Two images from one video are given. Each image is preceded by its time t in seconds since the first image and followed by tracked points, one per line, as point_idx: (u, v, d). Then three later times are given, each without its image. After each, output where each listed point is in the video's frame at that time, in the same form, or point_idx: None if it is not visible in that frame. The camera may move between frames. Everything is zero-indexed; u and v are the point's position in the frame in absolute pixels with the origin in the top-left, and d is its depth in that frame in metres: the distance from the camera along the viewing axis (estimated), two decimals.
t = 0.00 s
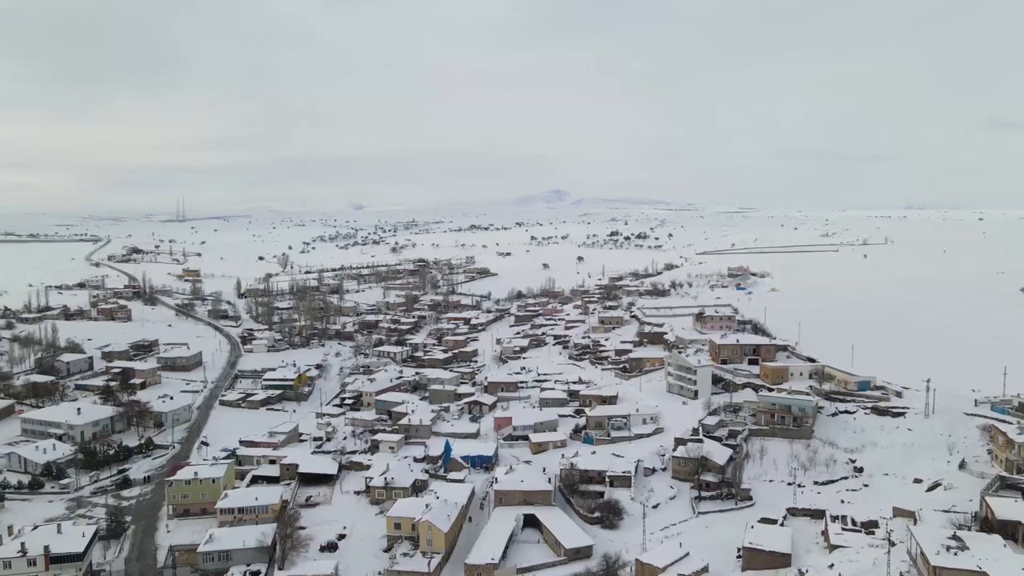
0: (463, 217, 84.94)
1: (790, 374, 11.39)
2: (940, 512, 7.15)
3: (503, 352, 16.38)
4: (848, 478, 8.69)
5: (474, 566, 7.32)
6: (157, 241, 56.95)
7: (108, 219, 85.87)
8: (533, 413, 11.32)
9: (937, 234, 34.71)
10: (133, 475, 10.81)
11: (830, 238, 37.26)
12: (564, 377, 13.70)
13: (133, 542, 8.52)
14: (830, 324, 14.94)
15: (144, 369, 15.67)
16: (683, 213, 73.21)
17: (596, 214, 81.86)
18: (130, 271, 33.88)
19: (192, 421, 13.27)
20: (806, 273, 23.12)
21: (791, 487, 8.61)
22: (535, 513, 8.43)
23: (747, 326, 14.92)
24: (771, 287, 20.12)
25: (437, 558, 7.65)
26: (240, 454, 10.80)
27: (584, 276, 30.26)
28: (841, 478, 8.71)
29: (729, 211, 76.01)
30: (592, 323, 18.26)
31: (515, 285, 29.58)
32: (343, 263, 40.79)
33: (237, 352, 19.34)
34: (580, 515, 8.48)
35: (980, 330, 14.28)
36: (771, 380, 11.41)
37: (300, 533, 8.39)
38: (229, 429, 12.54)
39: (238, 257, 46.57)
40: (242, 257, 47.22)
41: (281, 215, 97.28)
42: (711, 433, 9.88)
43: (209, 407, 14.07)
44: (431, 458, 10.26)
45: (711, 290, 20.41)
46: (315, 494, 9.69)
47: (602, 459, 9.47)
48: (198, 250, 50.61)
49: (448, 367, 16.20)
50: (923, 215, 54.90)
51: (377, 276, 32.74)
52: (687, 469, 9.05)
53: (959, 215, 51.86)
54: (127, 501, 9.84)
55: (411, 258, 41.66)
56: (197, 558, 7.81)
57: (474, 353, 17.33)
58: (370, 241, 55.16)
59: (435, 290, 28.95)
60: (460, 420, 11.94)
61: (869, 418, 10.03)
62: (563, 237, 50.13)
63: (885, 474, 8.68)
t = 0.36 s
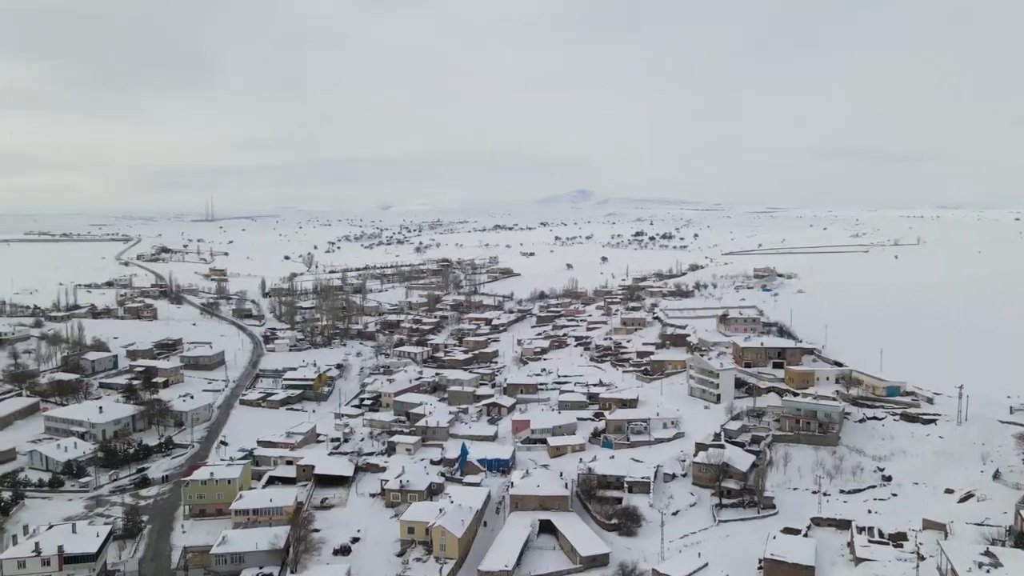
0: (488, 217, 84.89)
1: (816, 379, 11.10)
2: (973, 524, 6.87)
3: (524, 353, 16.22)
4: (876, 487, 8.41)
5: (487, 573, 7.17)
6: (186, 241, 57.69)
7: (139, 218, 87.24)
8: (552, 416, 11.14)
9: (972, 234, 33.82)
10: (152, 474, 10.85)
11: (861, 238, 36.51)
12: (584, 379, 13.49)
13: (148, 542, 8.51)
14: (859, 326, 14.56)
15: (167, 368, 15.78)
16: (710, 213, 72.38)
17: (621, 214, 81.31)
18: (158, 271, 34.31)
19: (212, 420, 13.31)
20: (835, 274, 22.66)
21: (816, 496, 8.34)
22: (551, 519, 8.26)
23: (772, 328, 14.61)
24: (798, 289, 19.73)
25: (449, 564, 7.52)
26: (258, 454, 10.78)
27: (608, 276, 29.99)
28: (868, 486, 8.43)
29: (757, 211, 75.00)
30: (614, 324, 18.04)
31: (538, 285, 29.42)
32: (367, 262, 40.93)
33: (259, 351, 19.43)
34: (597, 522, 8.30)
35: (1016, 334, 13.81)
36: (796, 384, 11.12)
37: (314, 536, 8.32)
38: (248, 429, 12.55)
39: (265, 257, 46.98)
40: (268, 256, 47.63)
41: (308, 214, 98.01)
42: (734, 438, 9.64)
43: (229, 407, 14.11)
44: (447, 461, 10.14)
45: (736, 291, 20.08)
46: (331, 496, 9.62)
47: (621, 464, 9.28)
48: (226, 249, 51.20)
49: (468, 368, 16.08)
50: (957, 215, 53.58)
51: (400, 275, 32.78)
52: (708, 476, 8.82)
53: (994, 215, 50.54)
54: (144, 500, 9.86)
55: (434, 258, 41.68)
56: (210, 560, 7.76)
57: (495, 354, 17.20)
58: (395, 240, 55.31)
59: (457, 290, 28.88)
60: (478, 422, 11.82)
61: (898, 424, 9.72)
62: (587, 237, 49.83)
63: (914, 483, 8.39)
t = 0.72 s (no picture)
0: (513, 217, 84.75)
1: (843, 383, 10.79)
2: (1007, 538, 6.58)
3: (544, 355, 16.05)
4: (905, 496, 8.11)
5: None
6: (214, 241, 58.36)
7: (169, 218, 88.40)
8: (571, 419, 10.97)
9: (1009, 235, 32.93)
10: (170, 473, 10.87)
11: (892, 238, 35.74)
12: (604, 381, 13.29)
13: (163, 543, 8.50)
14: (888, 329, 14.17)
15: (189, 367, 15.86)
16: (738, 213, 71.48)
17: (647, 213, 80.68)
18: (184, 270, 34.66)
19: (231, 420, 13.33)
20: (864, 275, 22.17)
21: (842, 505, 8.07)
22: (568, 525, 8.09)
23: (798, 331, 14.29)
24: (826, 290, 19.31)
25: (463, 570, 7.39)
26: (274, 455, 10.74)
27: (631, 276, 29.70)
28: (897, 496, 8.14)
29: (786, 211, 73.95)
30: (637, 325, 17.79)
31: (561, 285, 29.22)
32: (390, 262, 41.02)
33: (281, 350, 19.50)
34: (614, 528, 8.11)
35: None
36: (822, 389, 10.83)
37: (327, 539, 8.23)
38: (266, 429, 12.55)
39: (290, 257, 47.29)
40: (293, 255, 47.96)
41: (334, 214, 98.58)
42: (757, 444, 9.38)
43: (249, 406, 14.13)
44: (464, 464, 10.01)
45: (762, 293, 19.72)
46: (346, 498, 9.54)
47: (640, 469, 9.07)
48: (252, 249, 51.68)
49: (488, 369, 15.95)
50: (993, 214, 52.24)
51: (423, 275, 32.77)
52: (729, 483, 8.59)
53: None
54: (162, 500, 9.87)
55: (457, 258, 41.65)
56: (223, 562, 7.71)
57: (516, 355, 17.05)
58: (419, 240, 55.41)
59: (479, 290, 28.78)
60: (496, 424, 11.68)
61: (928, 432, 9.39)
62: (612, 237, 49.48)
63: (945, 493, 8.09)
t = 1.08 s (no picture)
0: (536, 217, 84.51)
1: (870, 388, 10.48)
2: None
3: (564, 356, 15.86)
4: (934, 506, 7.82)
5: None
6: (239, 240, 58.89)
7: (196, 217, 89.52)
8: (589, 422, 10.78)
9: None
10: (187, 472, 10.87)
11: (923, 238, 34.97)
12: (624, 384, 13.08)
13: (177, 544, 8.48)
14: (917, 333, 13.80)
15: (209, 366, 15.92)
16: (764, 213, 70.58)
17: (672, 213, 79.86)
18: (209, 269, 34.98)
19: (250, 420, 13.33)
20: (893, 276, 21.68)
21: (868, 515, 7.80)
22: (583, 532, 7.92)
23: (823, 334, 13.97)
24: (853, 292, 18.89)
25: None
26: (290, 455, 10.69)
27: (654, 277, 29.41)
28: (926, 506, 7.85)
29: (814, 211, 72.83)
30: (658, 326, 17.56)
31: (583, 285, 28.99)
32: (412, 262, 41.06)
33: (301, 350, 19.53)
34: (631, 536, 7.93)
35: None
36: (848, 394, 10.53)
37: (340, 543, 8.15)
38: (284, 429, 12.53)
39: (314, 256, 47.55)
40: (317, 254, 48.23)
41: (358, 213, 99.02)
42: (779, 450, 9.13)
43: (267, 406, 14.13)
44: (479, 467, 9.88)
45: (787, 294, 19.37)
46: (360, 501, 9.45)
47: (658, 474, 8.87)
48: (277, 248, 52.05)
49: (507, 371, 15.81)
50: None
51: (445, 275, 32.72)
52: (750, 490, 8.36)
53: None
54: (177, 500, 9.86)
55: (479, 257, 41.60)
56: (234, 565, 7.65)
57: (535, 356, 16.89)
58: (442, 240, 55.46)
59: (501, 290, 28.65)
60: (513, 427, 11.54)
61: (959, 440, 9.07)
62: (635, 237, 49.10)
63: (977, 504, 7.79)
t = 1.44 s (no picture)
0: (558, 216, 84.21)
1: (895, 393, 10.18)
2: None
3: (582, 357, 15.65)
4: (962, 517, 7.54)
5: None
6: (262, 240, 59.28)
7: (220, 216, 90.30)
8: (605, 425, 10.60)
9: None
10: (202, 472, 10.85)
11: (952, 238, 34.22)
12: (642, 386, 12.86)
13: (188, 546, 8.43)
14: (945, 336, 13.42)
15: (227, 366, 15.96)
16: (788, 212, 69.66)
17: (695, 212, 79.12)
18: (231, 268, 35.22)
19: (266, 420, 13.31)
20: (921, 278, 21.19)
21: (893, 525, 7.53)
22: (597, 539, 7.73)
23: (848, 337, 13.65)
24: (878, 293, 18.48)
25: None
26: (303, 457, 10.62)
27: (675, 277, 29.08)
28: (954, 517, 7.56)
29: (840, 210, 71.39)
30: (678, 327, 17.30)
31: (603, 286, 28.75)
32: (432, 262, 41.06)
33: (319, 350, 19.53)
34: (647, 543, 7.73)
35: None
36: (872, 399, 10.24)
37: (350, 547, 8.04)
38: (299, 430, 12.48)
39: (336, 255, 47.73)
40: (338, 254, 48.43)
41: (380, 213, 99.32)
42: (801, 457, 8.88)
43: (283, 406, 14.10)
44: (493, 470, 9.74)
45: (811, 295, 18.98)
46: (372, 503, 9.36)
47: (675, 480, 8.65)
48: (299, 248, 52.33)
49: (524, 372, 15.66)
50: None
51: (464, 275, 32.64)
52: (770, 498, 8.12)
53: None
54: (190, 500, 9.83)
55: (499, 257, 41.49)
56: (243, 568, 7.58)
57: (552, 357, 16.71)
58: (462, 240, 55.45)
59: (520, 290, 28.48)
60: (528, 429, 11.37)
61: (989, 448, 8.75)
62: (657, 237, 48.69)
63: (1007, 515, 7.49)
